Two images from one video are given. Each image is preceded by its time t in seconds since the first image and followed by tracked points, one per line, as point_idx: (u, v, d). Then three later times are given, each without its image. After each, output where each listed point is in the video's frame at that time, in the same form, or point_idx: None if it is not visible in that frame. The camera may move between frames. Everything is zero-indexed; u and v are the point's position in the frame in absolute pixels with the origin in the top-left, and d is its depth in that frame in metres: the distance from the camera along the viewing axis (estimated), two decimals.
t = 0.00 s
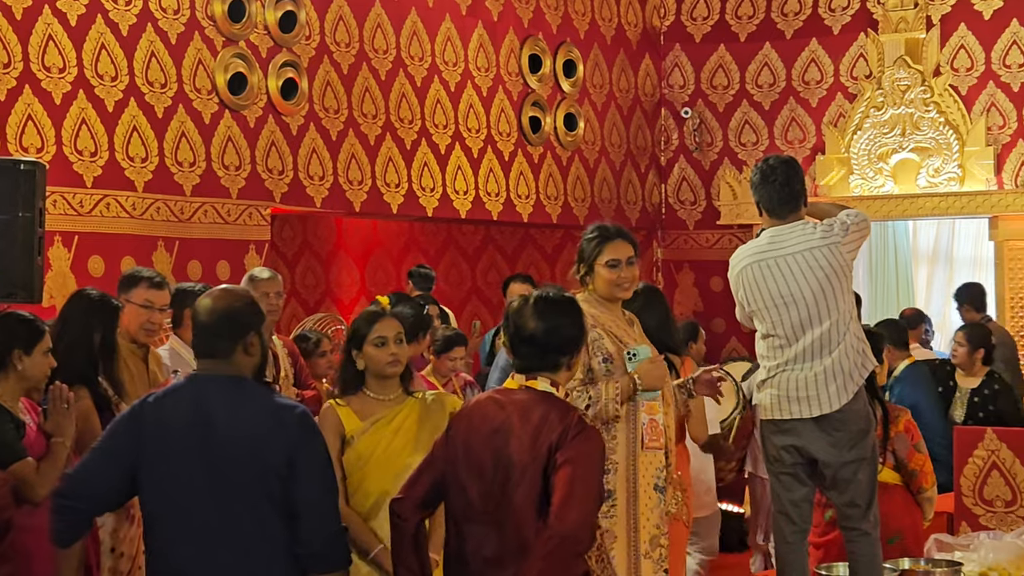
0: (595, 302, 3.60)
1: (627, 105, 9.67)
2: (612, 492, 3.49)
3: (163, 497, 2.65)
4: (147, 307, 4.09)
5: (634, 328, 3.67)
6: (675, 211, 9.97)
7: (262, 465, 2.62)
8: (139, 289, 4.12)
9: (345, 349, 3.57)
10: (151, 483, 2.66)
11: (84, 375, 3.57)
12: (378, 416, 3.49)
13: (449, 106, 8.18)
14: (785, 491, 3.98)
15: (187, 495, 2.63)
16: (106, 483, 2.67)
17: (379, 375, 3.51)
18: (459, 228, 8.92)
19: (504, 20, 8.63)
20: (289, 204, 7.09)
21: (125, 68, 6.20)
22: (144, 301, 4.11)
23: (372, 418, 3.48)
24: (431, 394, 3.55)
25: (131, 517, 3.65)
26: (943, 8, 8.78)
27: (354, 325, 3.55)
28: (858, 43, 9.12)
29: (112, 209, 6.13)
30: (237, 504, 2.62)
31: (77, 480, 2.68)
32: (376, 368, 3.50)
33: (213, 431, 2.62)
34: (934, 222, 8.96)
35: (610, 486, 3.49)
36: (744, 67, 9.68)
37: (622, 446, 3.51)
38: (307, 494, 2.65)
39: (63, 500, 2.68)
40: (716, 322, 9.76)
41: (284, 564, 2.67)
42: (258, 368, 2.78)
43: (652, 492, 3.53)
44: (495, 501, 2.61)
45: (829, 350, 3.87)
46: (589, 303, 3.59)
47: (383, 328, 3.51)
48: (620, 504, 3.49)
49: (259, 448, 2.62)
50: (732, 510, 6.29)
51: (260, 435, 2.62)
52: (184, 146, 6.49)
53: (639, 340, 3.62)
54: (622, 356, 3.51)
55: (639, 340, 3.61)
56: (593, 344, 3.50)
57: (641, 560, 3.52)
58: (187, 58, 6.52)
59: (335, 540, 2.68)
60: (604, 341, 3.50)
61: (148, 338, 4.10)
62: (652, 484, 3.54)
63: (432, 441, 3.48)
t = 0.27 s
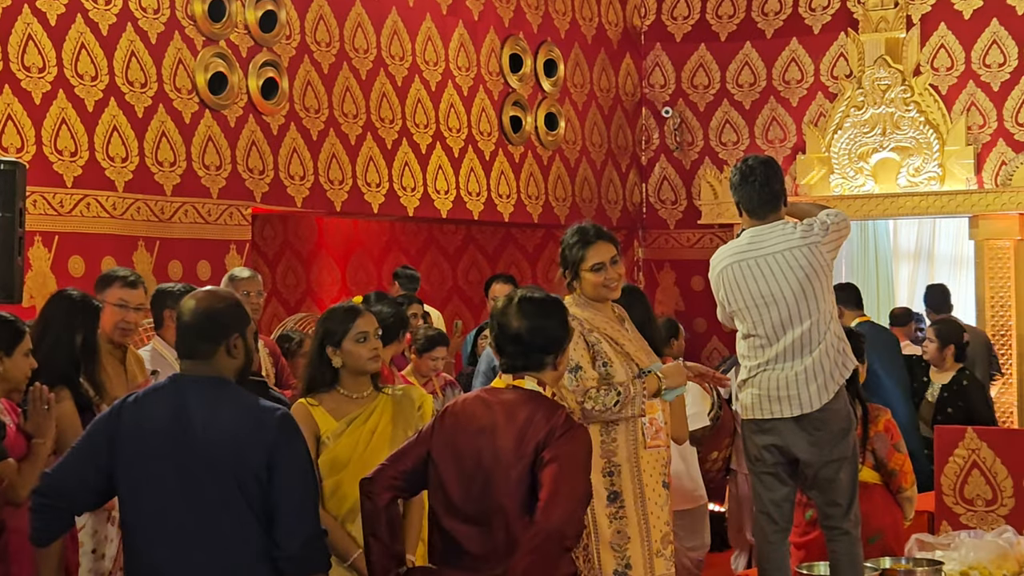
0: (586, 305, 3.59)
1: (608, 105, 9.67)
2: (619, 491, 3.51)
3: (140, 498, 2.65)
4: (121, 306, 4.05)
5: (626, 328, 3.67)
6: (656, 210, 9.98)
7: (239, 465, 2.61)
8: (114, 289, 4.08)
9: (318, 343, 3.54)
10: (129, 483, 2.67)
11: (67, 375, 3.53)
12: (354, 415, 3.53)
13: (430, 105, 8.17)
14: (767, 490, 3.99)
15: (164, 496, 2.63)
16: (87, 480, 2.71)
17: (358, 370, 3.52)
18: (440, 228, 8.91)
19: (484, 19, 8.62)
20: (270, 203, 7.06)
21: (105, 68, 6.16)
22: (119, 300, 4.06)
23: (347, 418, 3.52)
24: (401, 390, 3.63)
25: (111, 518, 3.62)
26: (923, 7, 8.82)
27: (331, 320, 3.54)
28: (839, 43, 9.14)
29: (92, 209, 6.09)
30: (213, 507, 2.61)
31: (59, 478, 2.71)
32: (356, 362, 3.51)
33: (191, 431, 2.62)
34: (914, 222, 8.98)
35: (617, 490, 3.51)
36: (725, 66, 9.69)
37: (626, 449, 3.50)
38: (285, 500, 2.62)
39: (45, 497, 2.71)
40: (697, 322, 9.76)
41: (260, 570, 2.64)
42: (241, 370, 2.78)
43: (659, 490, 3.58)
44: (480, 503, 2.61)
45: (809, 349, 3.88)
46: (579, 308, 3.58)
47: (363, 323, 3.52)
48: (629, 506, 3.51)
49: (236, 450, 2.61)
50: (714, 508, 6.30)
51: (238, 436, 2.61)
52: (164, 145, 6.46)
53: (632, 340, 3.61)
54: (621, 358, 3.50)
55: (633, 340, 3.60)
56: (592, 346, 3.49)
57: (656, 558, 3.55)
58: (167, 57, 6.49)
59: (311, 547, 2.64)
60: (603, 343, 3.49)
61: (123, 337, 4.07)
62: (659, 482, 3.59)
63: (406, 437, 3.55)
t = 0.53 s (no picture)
0: (571, 312, 3.62)
1: (590, 108, 9.68)
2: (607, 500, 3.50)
3: (133, 501, 2.63)
4: (101, 311, 4.10)
5: (616, 334, 3.70)
6: (638, 213, 10.00)
7: (236, 472, 2.60)
8: (94, 295, 4.12)
9: (306, 349, 3.56)
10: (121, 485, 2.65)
11: (47, 378, 3.51)
12: (343, 422, 3.57)
13: (412, 108, 8.16)
14: (749, 493, 4.10)
15: (157, 500, 2.61)
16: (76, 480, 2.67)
17: (350, 377, 3.58)
18: (422, 230, 8.91)
19: (467, 22, 8.62)
20: (252, 206, 7.05)
21: (86, 70, 6.14)
22: (99, 305, 4.10)
23: (338, 425, 3.56)
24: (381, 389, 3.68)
25: (95, 522, 3.60)
26: (905, 10, 8.87)
27: (321, 327, 3.57)
28: (820, 46, 9.18)
29: (73, 212, 6.06)
30: (208, 514, 2.60)
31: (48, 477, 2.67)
32: (349, 369, 3.55)
33: (187, 435, 2.61)
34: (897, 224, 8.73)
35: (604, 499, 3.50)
36: (707, 70, 9.70)
37: (613, 459, 3.51)
38: (281, 508, 2.61)
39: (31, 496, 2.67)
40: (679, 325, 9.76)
41: None
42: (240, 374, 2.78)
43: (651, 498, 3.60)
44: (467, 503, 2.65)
45: (790, 352, 3.99)
46: (567, 314, 3.60)
47: (353, 330, 3.58)
48: (618, 514, 3.51)
49: (232, 456, 2.60)
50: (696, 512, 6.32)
51: (235, 442, 2.61)
52: (146, 148, 6.43)
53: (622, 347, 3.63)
54: (605, 367, 3.50)
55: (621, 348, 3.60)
56: (575, 357, 3.50)
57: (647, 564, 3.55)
58: (149, 60, 6.46)
59: (304, 556, 2.63)
60: (586, 353, 3.50)
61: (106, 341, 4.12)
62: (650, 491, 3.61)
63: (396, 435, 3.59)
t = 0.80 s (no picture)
0: (551, 314, 3.76)
1: (573, 113, 9.68)
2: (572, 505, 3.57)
3: (133, 508, 2.63)
4: (89, 317, 4.16)
5: (599, 340, 3.84)
6: (621, 218, 9.99)
7: (238, 482, 2.61)
8: (83, 299, 4.19)
9: (312, 355, 3.60)
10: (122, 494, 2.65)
11: (28, 383, 3.52)
12: (345, 430, 3.59)
13: (395, 113, 8.16)
14: (730, 498, 4.14)
15: (157, 510, 2.61)
16: (76, 488, 2.67)
17: (353, 384, 3.63)
18: (405, 235, 8.91)
19: (450, 27, 8.63)
20: (234, 211, 7.03)
21: (68, 75, 6.12)
22: (86, 311, 4.17)
23: (340, 433, 3.58)
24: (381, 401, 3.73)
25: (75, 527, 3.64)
26: (887, 15, 8.93)
27: (327, 335, 3.63)
28: (803, 52, 9.21)
29: (55, 217, 6.04)
30: (208, 524, 2.60)
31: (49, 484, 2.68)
32: (355, 376, 3.62)
33: (190, 445, 2.62)
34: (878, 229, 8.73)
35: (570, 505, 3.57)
36: (689, 75, 9.70)
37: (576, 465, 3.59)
38: (282, 520, 2.62)
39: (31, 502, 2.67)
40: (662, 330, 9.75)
41: None
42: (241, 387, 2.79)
43: (613, 504, 3.63)
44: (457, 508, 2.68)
45: (773, 357, 4.03)
46: (546, 318, 3.74)
47: (358, 339, 3.66)
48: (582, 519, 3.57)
49: (236, 466, 2.61)
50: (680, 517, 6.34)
51: (237, 452, 2.62)
52: (128, 152, 6.42)
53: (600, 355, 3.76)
54: (571, 372, 3.65)
55: (599, 356, 3.72)
56: (543, 362, 3.65)
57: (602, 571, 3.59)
58: (131, 65, 6.45)
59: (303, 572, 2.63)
60: (553, 357, 3.66)
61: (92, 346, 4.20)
62: (614, 497, 3.64)
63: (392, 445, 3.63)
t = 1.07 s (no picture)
0: (528, 323, 3.95)
1: (557, 120, 9.66)
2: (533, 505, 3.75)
3: (133, 519, 2.67)
4: (83, 324, 4.40)
5: (572, 352, 3.95)
6: (605, 224, 9.94)
7: (240, 492, 2.66)
8: (79, 307, 4.43)
9: (327, 360, 3.65)
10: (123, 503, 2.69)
11: (9, 390, 3.53)
12: (360, 435, 3.64)
13: (379, 120, 8.19)
14: (716, 506, 4.14)
15: (158, 521, 2.65)
16: (74, 495, 2.69)
17: (367, 390, 3.68)
18: (389, 241, 8.91)
19: (434, 34, 8.62)
20: (218, 218, 7.02)
21: (53, 82, 6.10)
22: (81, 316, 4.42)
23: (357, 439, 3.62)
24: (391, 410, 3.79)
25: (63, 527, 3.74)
26: (870, 24, 8.93)
27: (341, 341, 3.68)
28: (787, 59, 9.20)
29: (39, 223, 6.01)
30: (209, 534, 2.65)
31: (48, 491, 2.70)
32: (370, 382, 3.67)
33: (192, 453, 2.67)
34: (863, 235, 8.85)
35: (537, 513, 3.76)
36: (674, 81, 9.67)
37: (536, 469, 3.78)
38: (283, 532, 2.66)
39: (29, 510, 2.70)
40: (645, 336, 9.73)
41: None
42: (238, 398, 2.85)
43: (569, 517, 3.79)
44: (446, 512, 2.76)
45: (757, 365, 4.05)
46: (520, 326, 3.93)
47: (371, 344, 3.73)
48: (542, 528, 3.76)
49: (237, 477, 2.66)
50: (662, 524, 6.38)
51: (238, 462, 2.67)
52: (112, 159, 6.41)
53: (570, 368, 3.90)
54: (532, 384, 3.83)
55: (566, 370, 3.87)
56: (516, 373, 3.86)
57: None
58: (116, 71, 6.45)
59: None
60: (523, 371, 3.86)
61: (87, 353, 4.41)
62: (571, 510, 3.80)
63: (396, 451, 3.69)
